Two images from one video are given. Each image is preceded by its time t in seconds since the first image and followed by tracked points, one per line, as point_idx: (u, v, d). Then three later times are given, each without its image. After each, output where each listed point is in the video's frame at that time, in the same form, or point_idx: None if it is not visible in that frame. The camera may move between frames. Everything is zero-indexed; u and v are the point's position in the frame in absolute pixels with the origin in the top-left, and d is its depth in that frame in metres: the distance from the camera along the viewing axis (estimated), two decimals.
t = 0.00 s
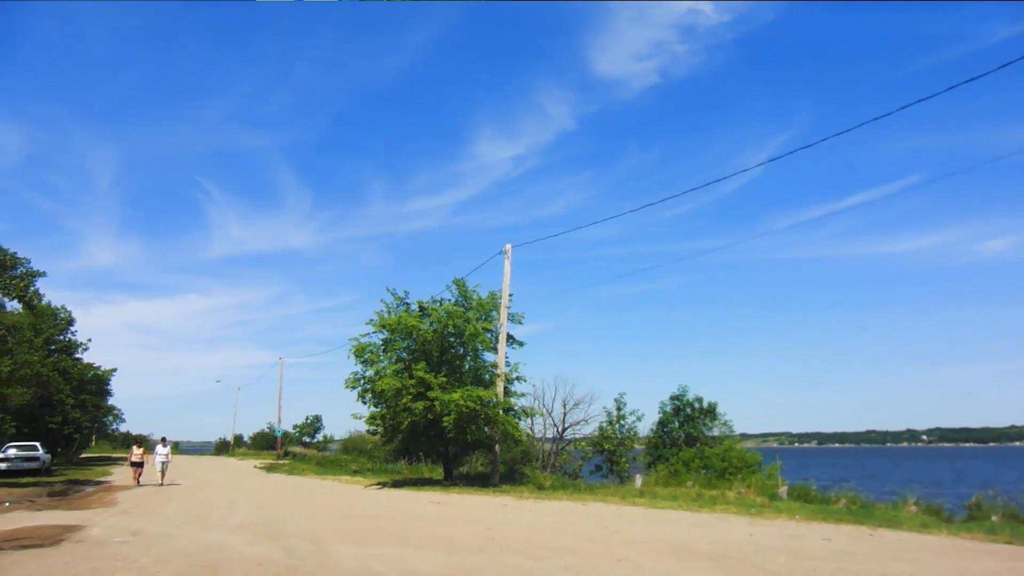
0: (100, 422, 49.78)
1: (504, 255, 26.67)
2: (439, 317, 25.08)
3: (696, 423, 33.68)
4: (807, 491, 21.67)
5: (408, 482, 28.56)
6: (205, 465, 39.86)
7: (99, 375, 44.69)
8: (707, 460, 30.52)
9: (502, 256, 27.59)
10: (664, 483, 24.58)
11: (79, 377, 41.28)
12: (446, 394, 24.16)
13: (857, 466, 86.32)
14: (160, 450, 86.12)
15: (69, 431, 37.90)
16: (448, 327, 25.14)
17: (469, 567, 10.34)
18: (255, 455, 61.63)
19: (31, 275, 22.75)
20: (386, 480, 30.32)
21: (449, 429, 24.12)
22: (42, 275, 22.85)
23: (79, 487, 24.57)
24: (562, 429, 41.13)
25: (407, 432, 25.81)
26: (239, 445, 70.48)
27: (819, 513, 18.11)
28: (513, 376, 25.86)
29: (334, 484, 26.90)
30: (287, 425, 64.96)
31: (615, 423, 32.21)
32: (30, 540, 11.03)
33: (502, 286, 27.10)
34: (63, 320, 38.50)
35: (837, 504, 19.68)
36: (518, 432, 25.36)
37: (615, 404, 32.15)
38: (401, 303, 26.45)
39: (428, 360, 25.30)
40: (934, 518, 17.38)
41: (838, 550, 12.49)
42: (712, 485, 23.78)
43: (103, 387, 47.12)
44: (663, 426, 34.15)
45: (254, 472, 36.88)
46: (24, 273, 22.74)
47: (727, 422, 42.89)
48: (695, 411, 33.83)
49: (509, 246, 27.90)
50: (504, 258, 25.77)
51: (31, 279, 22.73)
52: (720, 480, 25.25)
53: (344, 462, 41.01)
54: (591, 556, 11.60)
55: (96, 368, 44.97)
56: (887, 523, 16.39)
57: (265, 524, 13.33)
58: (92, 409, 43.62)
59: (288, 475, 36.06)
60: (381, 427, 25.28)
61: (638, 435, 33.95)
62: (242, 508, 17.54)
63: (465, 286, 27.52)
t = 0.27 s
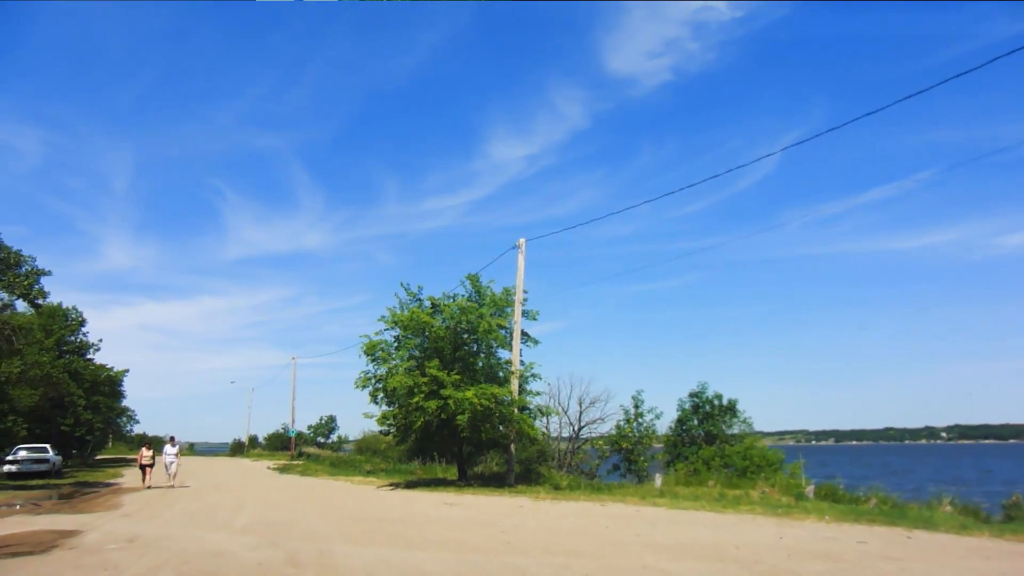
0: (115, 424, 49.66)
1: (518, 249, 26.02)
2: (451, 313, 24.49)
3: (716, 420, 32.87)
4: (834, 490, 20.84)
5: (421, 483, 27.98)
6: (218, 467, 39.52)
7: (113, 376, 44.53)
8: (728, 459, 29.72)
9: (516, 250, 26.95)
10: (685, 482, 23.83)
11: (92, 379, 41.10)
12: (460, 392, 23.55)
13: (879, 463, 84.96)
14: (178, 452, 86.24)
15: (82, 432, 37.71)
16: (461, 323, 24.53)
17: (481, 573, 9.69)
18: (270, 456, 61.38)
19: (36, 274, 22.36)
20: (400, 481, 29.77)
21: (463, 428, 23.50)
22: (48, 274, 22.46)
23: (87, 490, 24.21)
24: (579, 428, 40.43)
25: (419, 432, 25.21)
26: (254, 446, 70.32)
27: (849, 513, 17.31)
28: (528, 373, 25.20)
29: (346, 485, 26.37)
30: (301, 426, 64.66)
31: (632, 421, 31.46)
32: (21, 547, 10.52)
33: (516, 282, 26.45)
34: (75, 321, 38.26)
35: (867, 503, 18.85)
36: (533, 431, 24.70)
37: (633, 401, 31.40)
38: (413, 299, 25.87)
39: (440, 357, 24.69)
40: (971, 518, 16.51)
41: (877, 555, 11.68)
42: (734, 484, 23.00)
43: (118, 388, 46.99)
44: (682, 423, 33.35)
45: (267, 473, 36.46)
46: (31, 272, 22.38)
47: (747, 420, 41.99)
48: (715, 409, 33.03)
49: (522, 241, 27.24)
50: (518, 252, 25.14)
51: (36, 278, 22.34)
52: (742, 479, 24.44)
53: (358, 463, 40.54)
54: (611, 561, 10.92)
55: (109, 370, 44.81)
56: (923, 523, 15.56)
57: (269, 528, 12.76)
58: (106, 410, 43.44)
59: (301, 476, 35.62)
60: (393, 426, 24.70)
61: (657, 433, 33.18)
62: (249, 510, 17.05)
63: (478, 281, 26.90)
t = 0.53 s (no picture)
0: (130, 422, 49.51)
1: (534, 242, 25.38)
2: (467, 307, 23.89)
3: (738, 419, 32.03)
4: (864, 491, 19.97)
5: (436, 482, 27.41)
6: (232, 465, 39.16)
7: (128, 374, 44.34)
8: (750, 458, 28.90)
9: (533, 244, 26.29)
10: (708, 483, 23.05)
11: (106, 377, 40.90)
12: (475, 389, 22.93)
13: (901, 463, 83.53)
14: (194, 450, 86.33)
15: (96, 430, 37.49)
16: (476, 318, 23.93)
17: None
18: (286, 454, 61.12)
19: (44, 269, 21.99)
20: (414, 481, 29.19)
21: (479, 426, 22.88)
22: (56, 269, 22.08)
23: (96, 488, 23.81)
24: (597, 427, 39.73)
25: (434, 430, 24.62)
26: (269, 445, 70.16)
27: (882, 515, 16.46)
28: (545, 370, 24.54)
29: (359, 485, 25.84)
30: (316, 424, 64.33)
31: (652, 419, 30.70)
32: (13, 550, 9.97)
33: (533, 276, 25.80)
34: (89, 319, 38.04)
35: (901, 505, 17.97)
36: (550, 429, 24.04)
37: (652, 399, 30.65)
38: (428, 294, 25.30)
39: (456, 354, 24.08)
40: (1014, 522, 15.61)
41: (922, 563, 10.88)
42: (759, 485, 22.19)
43: (133, 386, 46.82)
44: (703, 422, 32.54)
45: (281, 471, 36.02)
46: (39, 267, 22.01)
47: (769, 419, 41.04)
48: (736, 407, 32.21)
49: (539, 234, 26.58)
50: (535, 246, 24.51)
51: (43, 273, 21.98)
52: (767, 479, 23.61)
53: (373, 461, 40.05)
54: (635, 568, 10.21)
55: (124, 368, 44.63)
56: (964, 527, 14.71)
57: (275, 531, 12.17)
58: (120, 408, 43.24)
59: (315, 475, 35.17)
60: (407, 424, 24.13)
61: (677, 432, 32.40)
62: (257, 511, 16.51)
63: (494, 276, 26.28)
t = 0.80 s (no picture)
0: (140, 425, 49.19)
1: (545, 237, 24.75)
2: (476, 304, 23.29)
3: (756, 416, 31.28)
4: (891, 489, 19.19)
5: (447, 484, 26.82)
6: (240, 468, 38.72)
7: (136, 377, 43.99)
8: (769, 456, 28.12)
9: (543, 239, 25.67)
10: (726, 483, 22.32)
11: (114, 380, 40.53)
12: (486, 389, 22.30)
13: (918, 461, 82.46)
14: (205, 453, 86.10)
15: (104, 434, 37.10)
16: (486, 315, 23.33)
17: None
18: (296, 457, 60.76)
19: (45, 270, 21.48)
20: (424, 483, 28.58)
21: (490, 426, 22.28)
22: (57, 269, 21.56)
23: (101, 493, 23.32)
24: (610, 426, 39.06)
25: (444, 431, 24.01)
26: (280, 447, 69.86)
27: (913, 515, 15.69)
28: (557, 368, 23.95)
29: (368, 488, 25.27)
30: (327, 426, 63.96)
31: (666, 417, 30.00)
32: None
33: (544, 273, 25.15)
34: (95, 321, 37.65)
35: (931, 505, 17.18)
36: (563, 429, 23.38)
37: (668, 397, 29.92)
38: (436, 291, 24.71)
39: (465, 352, 23.47)
40: None
41: (965, 569, 10.13)
42: (780, 485, 21.42)
43: (142, 389, 46.47)
44: (719, 420, 31.80)
45: (290, 474, 35.53)
46: (40, 268, 21.52)
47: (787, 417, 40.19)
48: (753, 404, 31.45)
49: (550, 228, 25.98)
50: (545, 241, 23.91)
51: (44, 274, 21.48)
52: (787, 479, 22.84)
53: (383, 463, 39.51)
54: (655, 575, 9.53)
55: (132, 371, 44.28)
56: (1002, 528, 13.92)
57: (275, 539, 11.54)
58: (129, 411, 42.88)
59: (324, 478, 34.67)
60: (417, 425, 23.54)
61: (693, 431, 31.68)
62: (261, 517, 15.92)
63: (504, 272, 25.66)
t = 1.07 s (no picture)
0: (149, 426, 48.93)
1: (556, 230, 24.11)
2: (486, 299, 22.68)
3: (774, 413, 30.50)
4: (919, 487, 18.42)
5: (457, 483, 26.24)
6: (249, 469, 38.30)
7: (145, 377, 43.68)
8: (789, 453, 27.34)
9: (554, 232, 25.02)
10: (746, 481, 21.60)
11: (122, 380, 40.21)
12: (496, 385, 21.68)
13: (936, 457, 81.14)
14: (217, 453, 86.00)
15: (112, 434, 36.77)
16: (497, 310, 22.72)
17: None
18: (307, 457, 60.37)
19: (46, 266, 21.03)
20: (434, 482, 27.99)
21: (501, 424, 21.67)
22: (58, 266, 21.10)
23: (105, 496, 22.88)
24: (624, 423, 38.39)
25: (454, 429, 23.43)
26: (291, 447, 69.55)
27: (946, 514, 14.92)
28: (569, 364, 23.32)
29: (377, 489, 24.71)
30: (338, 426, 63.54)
31: (682, 414, 29.27)
32: None
33: (555, 266, 24.50)
34: (102, 320, 37.30)
35: (963, 503, 16.40)
36: (576, 426, 22.73)
37: (683, 393, 29.17)
38: (445, 286, 24.12)
39: (475, 348, 22.87)
40: None
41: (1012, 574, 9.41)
42: (802, 483, 20.66)
43: (151, 389, 46.17)
44: (735, 417, 31.04)
45: (299, 474, 35.07)
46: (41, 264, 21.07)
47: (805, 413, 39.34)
48: (771, 400, 30.68)
49: (561, 220, 25.33)
50: (556, 233, 23.28)
51: (46, 270, 21.03)
52: (809, 477, 22.08)
53: (393, 462, 38.99)
54: None
55: (141, 371, 43.97)
56: None
57: (274, 544, 10.97)
58: (138, 412, 42.57)
59: (334, 477, 34.19)
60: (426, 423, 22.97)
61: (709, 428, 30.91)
62: (264, 521, 15.36)
63: (514, 266, 25.03)
